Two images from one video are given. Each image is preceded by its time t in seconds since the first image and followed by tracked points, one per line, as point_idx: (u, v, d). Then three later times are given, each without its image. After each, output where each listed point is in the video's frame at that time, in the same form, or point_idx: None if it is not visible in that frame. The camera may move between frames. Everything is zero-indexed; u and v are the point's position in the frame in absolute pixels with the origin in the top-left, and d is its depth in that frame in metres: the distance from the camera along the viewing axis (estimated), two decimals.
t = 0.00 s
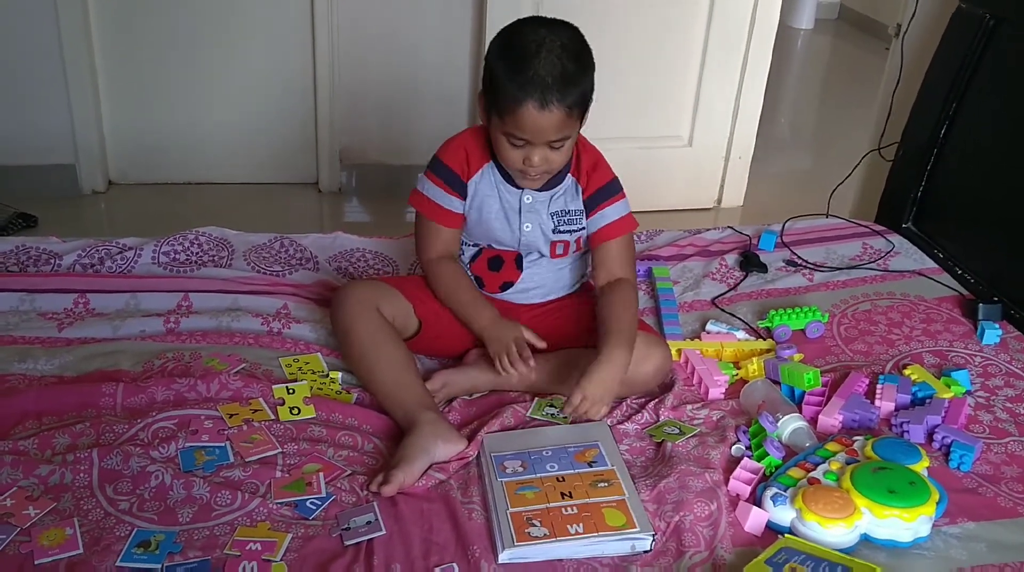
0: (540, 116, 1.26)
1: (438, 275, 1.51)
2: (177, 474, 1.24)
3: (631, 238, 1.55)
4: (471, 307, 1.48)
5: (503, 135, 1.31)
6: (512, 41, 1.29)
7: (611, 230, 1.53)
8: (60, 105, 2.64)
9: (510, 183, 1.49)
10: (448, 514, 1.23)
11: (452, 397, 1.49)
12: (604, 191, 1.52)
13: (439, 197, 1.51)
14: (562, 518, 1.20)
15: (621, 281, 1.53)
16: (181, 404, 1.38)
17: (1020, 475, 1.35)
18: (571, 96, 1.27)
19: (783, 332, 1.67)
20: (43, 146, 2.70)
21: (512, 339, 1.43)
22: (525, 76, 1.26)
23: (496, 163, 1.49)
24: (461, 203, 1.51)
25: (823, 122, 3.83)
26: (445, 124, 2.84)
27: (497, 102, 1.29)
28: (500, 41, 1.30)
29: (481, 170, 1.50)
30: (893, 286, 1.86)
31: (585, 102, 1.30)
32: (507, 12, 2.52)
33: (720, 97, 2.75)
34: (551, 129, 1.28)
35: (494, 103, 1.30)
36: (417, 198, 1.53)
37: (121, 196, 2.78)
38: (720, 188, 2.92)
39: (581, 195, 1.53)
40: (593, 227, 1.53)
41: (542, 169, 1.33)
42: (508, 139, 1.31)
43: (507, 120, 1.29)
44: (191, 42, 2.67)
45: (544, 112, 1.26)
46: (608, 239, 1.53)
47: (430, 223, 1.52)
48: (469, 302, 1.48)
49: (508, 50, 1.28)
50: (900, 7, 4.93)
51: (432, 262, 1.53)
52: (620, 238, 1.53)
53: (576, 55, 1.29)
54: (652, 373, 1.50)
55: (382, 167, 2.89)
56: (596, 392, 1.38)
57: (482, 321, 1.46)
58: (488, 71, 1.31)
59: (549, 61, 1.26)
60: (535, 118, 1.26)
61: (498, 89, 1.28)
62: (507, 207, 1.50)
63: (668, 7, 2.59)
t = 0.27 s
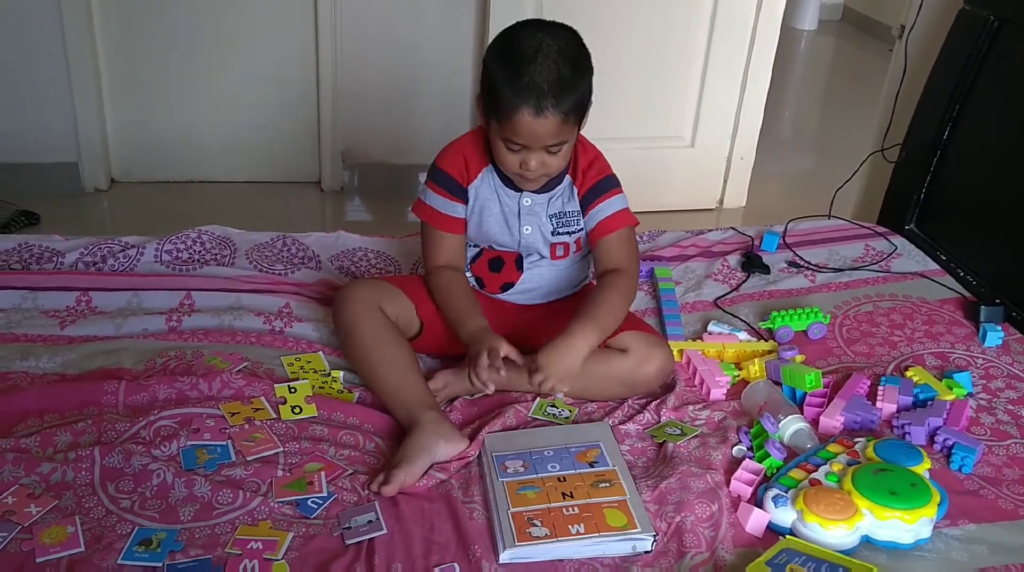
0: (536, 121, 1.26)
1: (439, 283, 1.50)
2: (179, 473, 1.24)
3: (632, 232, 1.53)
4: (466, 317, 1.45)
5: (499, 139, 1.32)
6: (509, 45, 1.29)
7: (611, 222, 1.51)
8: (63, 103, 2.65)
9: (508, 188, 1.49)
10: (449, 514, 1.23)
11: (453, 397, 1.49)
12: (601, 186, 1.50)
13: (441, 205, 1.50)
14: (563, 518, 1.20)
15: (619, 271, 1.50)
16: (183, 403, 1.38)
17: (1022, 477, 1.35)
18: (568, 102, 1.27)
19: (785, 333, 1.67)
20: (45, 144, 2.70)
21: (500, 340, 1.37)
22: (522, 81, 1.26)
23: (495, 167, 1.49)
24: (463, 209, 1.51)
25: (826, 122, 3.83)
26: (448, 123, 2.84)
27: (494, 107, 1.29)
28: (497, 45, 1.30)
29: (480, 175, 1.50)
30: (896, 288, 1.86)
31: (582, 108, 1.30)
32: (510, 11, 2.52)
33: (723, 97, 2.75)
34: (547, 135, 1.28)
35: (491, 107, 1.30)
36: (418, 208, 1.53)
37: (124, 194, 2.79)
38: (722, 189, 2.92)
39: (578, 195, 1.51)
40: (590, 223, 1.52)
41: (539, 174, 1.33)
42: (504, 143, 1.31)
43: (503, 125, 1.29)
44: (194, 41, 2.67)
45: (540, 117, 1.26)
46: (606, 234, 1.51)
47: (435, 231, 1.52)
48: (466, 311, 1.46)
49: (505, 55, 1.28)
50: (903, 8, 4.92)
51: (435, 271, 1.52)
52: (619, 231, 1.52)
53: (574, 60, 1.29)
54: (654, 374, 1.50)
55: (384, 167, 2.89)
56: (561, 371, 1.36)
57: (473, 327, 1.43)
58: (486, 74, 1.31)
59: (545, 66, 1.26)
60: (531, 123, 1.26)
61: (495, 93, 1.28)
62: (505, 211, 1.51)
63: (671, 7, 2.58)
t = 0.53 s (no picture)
0: (534, 116, 1.26)
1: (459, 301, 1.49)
2: (182, 473, 1.24)
3: (633, 232, 1.55)
4: (487, 330, 1.45)
5: (498, 136, 1.32)
6: (507, 42, 1.30)
7: (614, 222, 1.52)
8: (67, 103, 2.65)
9: (513, 194, 1.49)
10: (452, 516, 1.23)
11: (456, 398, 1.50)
12: (604, 186, 1.52)
13: (450, 219, 1.50)
14: (565, 521, 1.20)
15: (621, 274, 1.51)
16: (186, 404, 1.38)
17: None
18: (566, 97, 1.27)
19: (787, 337, 1.67)
20: (49, 144, 2.70)
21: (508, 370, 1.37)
22: (520, 76, 1.26)
23: (498, 173, 1.49)
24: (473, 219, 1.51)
25: (828, 126, 3.83)
26: (451, 125, 2.84)
27: (492, 104, 1.29)
28: (495, 43, 1.31)
29: (485, 182, 1.50)
30: (898, 292, 1.86)
31: (580, 104, 1.30)
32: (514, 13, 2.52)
33: (725, 101, 2.75)
34: (546, 130, 1.28)
35: (489, 104, 1.30)
36: (428, 224, 1.52)
37: (127, 194, 2.79)
38: (725, 192, 2.93)
39: (581, 195, 1.52)
40: (593, 224, 1.53)
41: (539, 172, 1.33)
42: (503, 140, 1.31)
43: (502, 121, 1.29)
44: (197, 42, 2.68)
45: (538, 112, 1.26)
46: (609, 235, 1.53)
47: (445, 245, 1.51)
48: (486, 325, 1.46)
49: (503, 52, 1.29)
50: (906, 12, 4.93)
51: (455, 289, 1.51)
52: (620, 233, 1.53)
53: (572, 57, 1.29)
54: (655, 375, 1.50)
55: (387, 168, 2.89)
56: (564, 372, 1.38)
57: (495, 341, 1.43)
58: (484, 72, 1.31)
59: (543, 62, 1.27)
60: (529, 118, 1.26)
61: (493, 90, 1.29)
62: (511, 216, 1.51)
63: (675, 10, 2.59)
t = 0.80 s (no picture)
0: (535, 115, 1.26)
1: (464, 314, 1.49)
2: (184, 476, 1.24)
3: (638, 247, 1.55)
4: (492, 350, 1.43)
5: (500, 137, 1.32)
6: (508, 43, 1.30)
7: (620, 240, 1.53)
8: (68, 105, 2.65)
9: (518, 201, 1.48)
10: (453, 518, 1.23)
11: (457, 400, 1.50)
12: (611, 203, 1.51)
13: (455, 227, 1.48)
14: (567, 522, 1.20)
15: (628, 294, 1.52)
16: (188, 406, 1.38)
17: None
18: (568, 96, 1.27)
19: (788, 338, 1.67)
20: (50, 146, 2.71)
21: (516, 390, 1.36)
22: (521, 75, 1.27)
23: (504, 180, 1.48)
24: (478, 227, 1.49)
25: (829, 128, 3.83)
26: (451, 127, 2.85)
27: (494, 104, 1.29)
28: (497, 45, 1.32)
29: (491, 190, 1.49)
30: (899, 293, 1.86)
31: (582, 104, 1.30)
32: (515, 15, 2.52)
33: (726, 102, 2.75)
34: (548, 129, 1.28)
35: (491, 105, 1.30)
36: (433, 231, 1.51)
37: (128, 196, 2.79)
38: (726, 193, 2.93)
39: (587, 206, 1.52)
40: (599, 239, 1.53)
41: (542, 173, 1.32)
42: (506, 141, 1.31)
43: (504, 121, 1.29)
44: (198, 44, 2.68)
45: (540, 110, 1.26)
46: (615, 252, 1.53)
47: (449, 253, 1.50)
48: (492, 343, 1.44)
49: (505, 52, 1.30)
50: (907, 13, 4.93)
51: (460, 302, 1.50)
52: (626, 250, 1.53)
53: (573, 56, 1.30)
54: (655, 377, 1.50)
55: (388, 170, 2.89)
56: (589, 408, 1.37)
57: (500, 361, 1.41)
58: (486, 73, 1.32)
59: (544, 60, 1.27)
60: (531, 116, 1.27)
61: (495, 90, 1.29)
62: (515, 224, 1.50)
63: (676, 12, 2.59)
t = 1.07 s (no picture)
0: (541, 117, 1.26)
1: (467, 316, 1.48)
2: (181, 476, 1.24)
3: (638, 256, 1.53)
4: (495, 353, 1.43)
5: (506, 139, 1.31)
6: (515, 46, 1.30)
7: (620, 247, 1.50)
8: (64, 105, 2.65)
9: (520, 206, 1.48)
10: (451, 518, 1.23)
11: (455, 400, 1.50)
12: (611, 210, 1.50)
13: (457, 228, 1.48)
14: (564, 521, 1.20)
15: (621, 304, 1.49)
16: (185, 406, 1.38)
17: (1023, 481, 1.35)
18: (574, 98, 1.27)
19: (786, 336, 1.67)
20: (47, 146, 2.70)
21: (522, 395, 1.35)
22: (528, 77, 1.26)
23: (507, 184, 1.47)
24: (480, 229, 1.49)
25: (826, 126, 3.83)
26: (448, 126, 2.84)
27: (499, 106, 1.29)
28: (504, 48, 1.32)
29: (493, 193, 1.48)
30: (896, 291, 1.87)
31: (588, 106, 1.30)
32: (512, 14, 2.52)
33: (723, 100, 2.75)
34: (553, 132, 1.27)
35: (496, 107, 1.30)
36: (434, 233, 1.51)
37: (125, 196, 2.79)
38: (723, 191, 2.93)
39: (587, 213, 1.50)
40: (597, 246, 1.51)
41: (547, 176, 1.32)
42: (511, 143, 1.31)
43: (510, 123, 1.29)
44: (195, 44, 2.68)
45: (546, 112, 1.26)
46: (612, 260, 1.51)
47: (451, 254, 1.50)
48: (494, 346, 1.44)
49: (511, 54, 1.29)
50: (903, 11, 4.93)
51: (462, 303, 1.50)
52: (623, 259, 1.51)
53: (579, 59, 1.30)
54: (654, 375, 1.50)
55: (385, 169, 2.89)
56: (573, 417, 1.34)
57: (501, 365, 1.41)
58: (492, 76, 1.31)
59: (551, 63, 1.27)
60: (536, 118, 1.26)
61: (500, 92, 1.29)
62: (516, 228, 1.50)
63: (673, 10, 2.59)
